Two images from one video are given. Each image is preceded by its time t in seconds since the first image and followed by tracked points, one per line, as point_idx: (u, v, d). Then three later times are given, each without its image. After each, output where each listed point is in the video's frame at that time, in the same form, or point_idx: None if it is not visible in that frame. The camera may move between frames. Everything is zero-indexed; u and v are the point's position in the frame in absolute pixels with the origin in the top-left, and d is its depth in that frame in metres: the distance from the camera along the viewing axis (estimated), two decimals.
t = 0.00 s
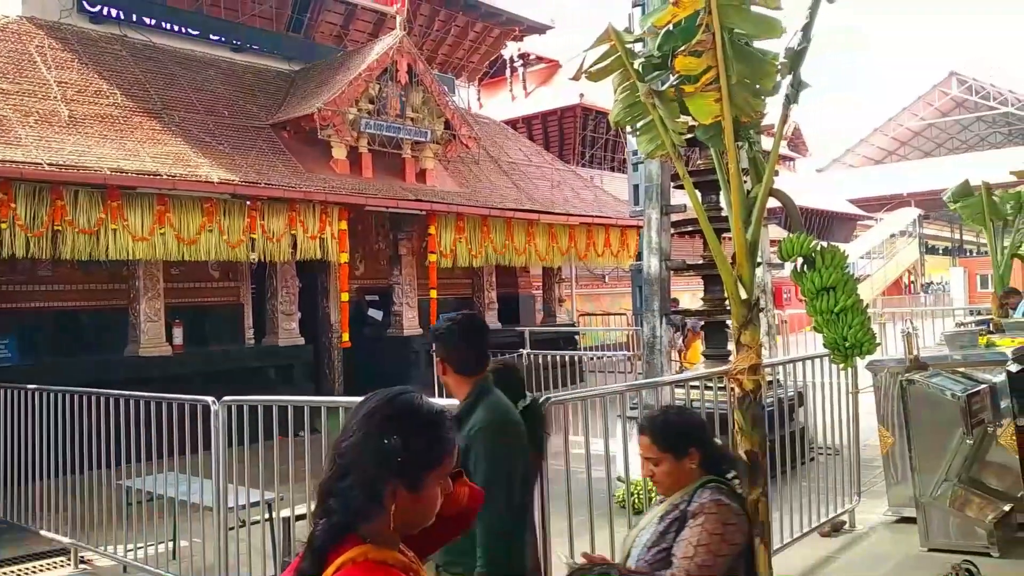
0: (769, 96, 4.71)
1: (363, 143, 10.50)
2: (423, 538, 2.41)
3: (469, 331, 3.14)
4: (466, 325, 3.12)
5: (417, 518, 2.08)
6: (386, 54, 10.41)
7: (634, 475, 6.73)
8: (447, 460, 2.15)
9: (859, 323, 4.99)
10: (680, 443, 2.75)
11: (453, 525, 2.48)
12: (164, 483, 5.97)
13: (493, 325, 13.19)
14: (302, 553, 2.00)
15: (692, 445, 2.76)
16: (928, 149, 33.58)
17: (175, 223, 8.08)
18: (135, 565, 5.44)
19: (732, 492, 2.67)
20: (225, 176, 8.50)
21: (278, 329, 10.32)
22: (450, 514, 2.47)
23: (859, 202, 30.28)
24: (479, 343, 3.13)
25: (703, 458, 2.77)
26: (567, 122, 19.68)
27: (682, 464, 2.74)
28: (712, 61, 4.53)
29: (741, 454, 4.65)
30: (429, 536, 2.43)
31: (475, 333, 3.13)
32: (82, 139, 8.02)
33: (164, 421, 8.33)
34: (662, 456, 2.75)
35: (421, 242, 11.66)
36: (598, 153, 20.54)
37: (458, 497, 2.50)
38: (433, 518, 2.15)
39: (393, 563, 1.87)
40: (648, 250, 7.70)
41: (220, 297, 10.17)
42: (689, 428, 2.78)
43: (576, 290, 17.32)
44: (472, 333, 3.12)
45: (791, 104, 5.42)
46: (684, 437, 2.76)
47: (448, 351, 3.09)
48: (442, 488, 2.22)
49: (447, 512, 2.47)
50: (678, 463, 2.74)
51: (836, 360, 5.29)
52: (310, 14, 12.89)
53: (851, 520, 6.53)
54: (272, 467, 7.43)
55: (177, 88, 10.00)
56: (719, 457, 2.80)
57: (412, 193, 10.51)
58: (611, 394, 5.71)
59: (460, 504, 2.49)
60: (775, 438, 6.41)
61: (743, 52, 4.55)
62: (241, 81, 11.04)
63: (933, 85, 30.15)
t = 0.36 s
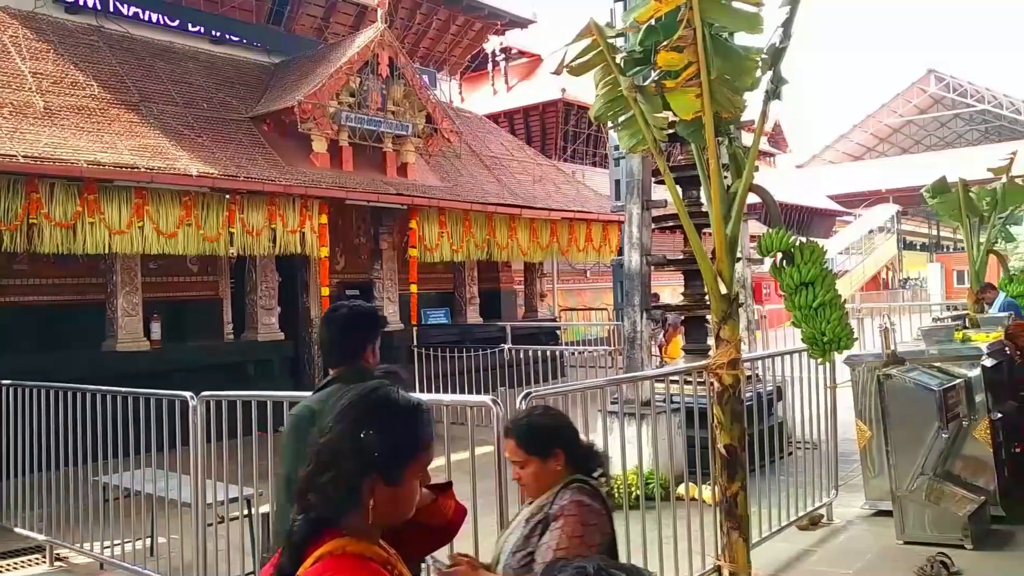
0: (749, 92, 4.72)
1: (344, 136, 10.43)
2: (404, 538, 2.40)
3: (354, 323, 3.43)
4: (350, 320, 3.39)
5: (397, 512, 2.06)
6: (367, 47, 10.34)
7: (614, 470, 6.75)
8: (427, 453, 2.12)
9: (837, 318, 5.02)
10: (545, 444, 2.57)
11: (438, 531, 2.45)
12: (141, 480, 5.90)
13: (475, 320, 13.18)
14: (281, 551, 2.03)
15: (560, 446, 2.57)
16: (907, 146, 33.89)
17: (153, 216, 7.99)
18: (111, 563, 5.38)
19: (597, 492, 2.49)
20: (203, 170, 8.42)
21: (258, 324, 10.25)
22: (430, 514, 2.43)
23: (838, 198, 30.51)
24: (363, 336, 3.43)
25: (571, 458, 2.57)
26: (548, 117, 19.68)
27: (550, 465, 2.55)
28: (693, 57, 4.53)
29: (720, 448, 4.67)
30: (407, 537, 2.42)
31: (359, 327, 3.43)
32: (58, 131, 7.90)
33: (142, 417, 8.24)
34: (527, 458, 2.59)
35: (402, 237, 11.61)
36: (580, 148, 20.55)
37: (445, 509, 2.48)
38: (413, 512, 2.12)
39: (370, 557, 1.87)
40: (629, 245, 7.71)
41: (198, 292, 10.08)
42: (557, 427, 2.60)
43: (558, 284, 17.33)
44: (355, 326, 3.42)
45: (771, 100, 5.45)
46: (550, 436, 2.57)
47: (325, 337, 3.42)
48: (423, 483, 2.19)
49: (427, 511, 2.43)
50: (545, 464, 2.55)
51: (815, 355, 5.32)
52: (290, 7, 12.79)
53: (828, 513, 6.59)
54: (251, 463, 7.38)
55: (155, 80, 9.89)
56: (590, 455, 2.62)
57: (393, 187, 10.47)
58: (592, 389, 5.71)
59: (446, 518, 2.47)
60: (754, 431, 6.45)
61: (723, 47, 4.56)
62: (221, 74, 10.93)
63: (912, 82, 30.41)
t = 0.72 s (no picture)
0: (728, 97, 4.74)
1: (324, 139, 10.39)
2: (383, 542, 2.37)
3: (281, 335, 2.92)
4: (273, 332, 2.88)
5: (377, 515, 2.03)
6: (347, 50, 10.31)
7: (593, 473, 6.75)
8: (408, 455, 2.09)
9: (814, 322, 5.06)
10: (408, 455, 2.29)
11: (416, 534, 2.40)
12: (116, 485, 5.83)
13: (455, 324, 13.16)
14: (261, 553, 2.03)
15: (426, 458, 2.29)
16: (884, 152, 34.27)
17: (130, 219, 7.92)
18: (85, 570, 5.30)
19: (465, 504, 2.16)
20: (182, 172, 8.36)
21: (236, 327, 10.16)
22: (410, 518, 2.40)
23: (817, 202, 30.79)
24: (288, 351, 2.89)
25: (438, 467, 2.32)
26: (529, 121, 19.73)
27: (415, 476, 2.28)
28: (672, 62, 4.54)
29: (698, 451, 4.69)
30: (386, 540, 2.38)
31: (282, 341, 2.89)
32: (33, 133, 7.81)
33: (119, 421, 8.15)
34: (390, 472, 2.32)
35: (382, 240, 11.57)
36: (561, 153, 20.60)
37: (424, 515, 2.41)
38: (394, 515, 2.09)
39: (346, 561, 1.86)
40: (609, 249, 7.74)
41: (175, 296, 10.00)
42: (426, 439, 2.33)
43: (539, 288, 17.37)
44: (278, 340, 2.89)
45: (749, 106, 5.48)
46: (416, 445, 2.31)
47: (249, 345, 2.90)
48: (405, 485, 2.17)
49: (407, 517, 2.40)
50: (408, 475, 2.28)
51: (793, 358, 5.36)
52: (270, 10, 12.74)
53: (806, 515, 6.63)
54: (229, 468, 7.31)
55: (133, 82, 9.81)
56: (460, 463, 2.39)
57: (373, 190, 10.44)
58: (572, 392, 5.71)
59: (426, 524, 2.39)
60: (733, 434, 6.48)
61: (702, 53, 4.58)
62: (199, 76, 10.86)
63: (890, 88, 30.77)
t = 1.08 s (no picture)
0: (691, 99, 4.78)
1: (288, 139, 10.30)
2: (338, 544, 2.35)
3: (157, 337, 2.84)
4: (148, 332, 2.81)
5: (333, 516, 2.00)
6: (312, 48, 10.22)
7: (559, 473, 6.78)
8: (366, 456, 2.06)
9: (775, 322, 5.13)
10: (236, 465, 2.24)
11: (371, 534, 2.38)
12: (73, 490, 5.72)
13: (422, 324, 13.14)
14: (214, 555, 1.98)
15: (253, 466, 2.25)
16: (846, 154, 34.86)
17: (90, 219, 7.77)
18: None
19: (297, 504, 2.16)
20: (143, 171, 8.23)
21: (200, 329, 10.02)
22: (366, 519, 2.38)
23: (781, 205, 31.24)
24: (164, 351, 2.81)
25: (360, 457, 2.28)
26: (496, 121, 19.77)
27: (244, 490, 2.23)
28: (636, 64, 4.57)
29: (662, 450, 4.72)
30: (342, 540, 2.36)
31: (157, 338, 2.81)
32: None
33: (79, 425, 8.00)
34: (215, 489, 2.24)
35: (348, 240, 11.50)
36: (527, 154, 20.66)
37: (380, 508, 2.42)
38: (351, 516, 2.06)
39: (301, 564, 1.84)
40: (575, 250, 7.77)
41: (137, 296, 9.85)
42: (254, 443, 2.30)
43: (506, 288, 17.41)
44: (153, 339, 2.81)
45: (712, 108, 5.54)
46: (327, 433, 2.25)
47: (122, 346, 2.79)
48: (362, 488, 2.14)
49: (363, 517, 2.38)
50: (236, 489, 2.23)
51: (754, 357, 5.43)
52: (233, 7, 12.65)
53: (769, 513, 6.71)
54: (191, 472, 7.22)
55: (93, 80, 9.64)
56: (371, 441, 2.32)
57: (339, 190, 10.38)
58: (537, 392, 5.73)
59: (381, 517, 2.40)
60: (697, 433, 6.54)
61: (666, 55, 4.61)
62: (162, 74, 10.71)
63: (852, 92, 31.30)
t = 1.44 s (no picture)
0: (664, 103, 4.79)
1: (261, 140, 10.21)
2: (307, 549, 2.33)
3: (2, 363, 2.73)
4: None
5: (297, 520, 1.97)
6: (285, 50, 10.14)
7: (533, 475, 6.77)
8: (330, 459, 2.05)
9: (746, 324, 5.16)
10: (81, 483, 2.21)
11: (337, 537, 2.37)
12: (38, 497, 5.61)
13: (397, 327, 13.09)
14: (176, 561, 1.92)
15: (99, 483, 2.24)
16: (818, 158, 35.27)
17: (58, 221, 7.64)
18: None
19: (140, 527, 2.11)
20: (112, 173, 8.11)
21: (170, 333, 9.89)
22: (334, 525, 2.36)
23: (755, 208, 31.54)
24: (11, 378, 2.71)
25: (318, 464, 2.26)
26: (472, 124, 19.76)
27: (87, 509, 2.20)
28: (609, 68, 4.57)
29: (636, 452, 4.73)
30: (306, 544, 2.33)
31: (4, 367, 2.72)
32: None
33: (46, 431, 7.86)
34: (56, 501, 2.21)
35: (322, 243, 11.42)
36: (502, 156, 20.66)
37: (346, 512, 2.38)
38: (318, 521, 2.04)
39: (266, 568, 1.81)
40: (550, 252, 7.76)
41: (107, 300, 9.72)
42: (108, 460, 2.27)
43: (482, 291, 17.39)
44: None
45: (684, 112, 5.57)
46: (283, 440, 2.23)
47: None
48: (329, 492, 2.11)
49: (331, 522, 2.36)
50: (77, 509, 2.20)
51: (726, 359, 5.45)
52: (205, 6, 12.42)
53: (742, 513, 6.75)
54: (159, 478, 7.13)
55: (61, 80, 9.49)
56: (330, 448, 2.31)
57: (313, 192, 10.31)
58: (510, 395, 5.72)
59: (346, 519, 2.38)
60: (670, 435, 6.56)
61: (638, 59, 4.63)
62: (132, 75, 10.58)
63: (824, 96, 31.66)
